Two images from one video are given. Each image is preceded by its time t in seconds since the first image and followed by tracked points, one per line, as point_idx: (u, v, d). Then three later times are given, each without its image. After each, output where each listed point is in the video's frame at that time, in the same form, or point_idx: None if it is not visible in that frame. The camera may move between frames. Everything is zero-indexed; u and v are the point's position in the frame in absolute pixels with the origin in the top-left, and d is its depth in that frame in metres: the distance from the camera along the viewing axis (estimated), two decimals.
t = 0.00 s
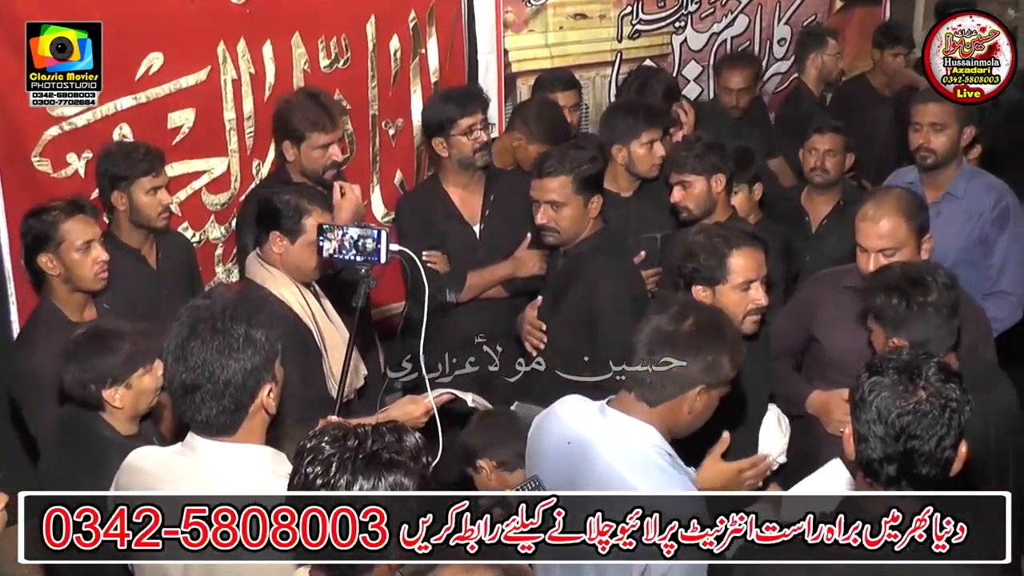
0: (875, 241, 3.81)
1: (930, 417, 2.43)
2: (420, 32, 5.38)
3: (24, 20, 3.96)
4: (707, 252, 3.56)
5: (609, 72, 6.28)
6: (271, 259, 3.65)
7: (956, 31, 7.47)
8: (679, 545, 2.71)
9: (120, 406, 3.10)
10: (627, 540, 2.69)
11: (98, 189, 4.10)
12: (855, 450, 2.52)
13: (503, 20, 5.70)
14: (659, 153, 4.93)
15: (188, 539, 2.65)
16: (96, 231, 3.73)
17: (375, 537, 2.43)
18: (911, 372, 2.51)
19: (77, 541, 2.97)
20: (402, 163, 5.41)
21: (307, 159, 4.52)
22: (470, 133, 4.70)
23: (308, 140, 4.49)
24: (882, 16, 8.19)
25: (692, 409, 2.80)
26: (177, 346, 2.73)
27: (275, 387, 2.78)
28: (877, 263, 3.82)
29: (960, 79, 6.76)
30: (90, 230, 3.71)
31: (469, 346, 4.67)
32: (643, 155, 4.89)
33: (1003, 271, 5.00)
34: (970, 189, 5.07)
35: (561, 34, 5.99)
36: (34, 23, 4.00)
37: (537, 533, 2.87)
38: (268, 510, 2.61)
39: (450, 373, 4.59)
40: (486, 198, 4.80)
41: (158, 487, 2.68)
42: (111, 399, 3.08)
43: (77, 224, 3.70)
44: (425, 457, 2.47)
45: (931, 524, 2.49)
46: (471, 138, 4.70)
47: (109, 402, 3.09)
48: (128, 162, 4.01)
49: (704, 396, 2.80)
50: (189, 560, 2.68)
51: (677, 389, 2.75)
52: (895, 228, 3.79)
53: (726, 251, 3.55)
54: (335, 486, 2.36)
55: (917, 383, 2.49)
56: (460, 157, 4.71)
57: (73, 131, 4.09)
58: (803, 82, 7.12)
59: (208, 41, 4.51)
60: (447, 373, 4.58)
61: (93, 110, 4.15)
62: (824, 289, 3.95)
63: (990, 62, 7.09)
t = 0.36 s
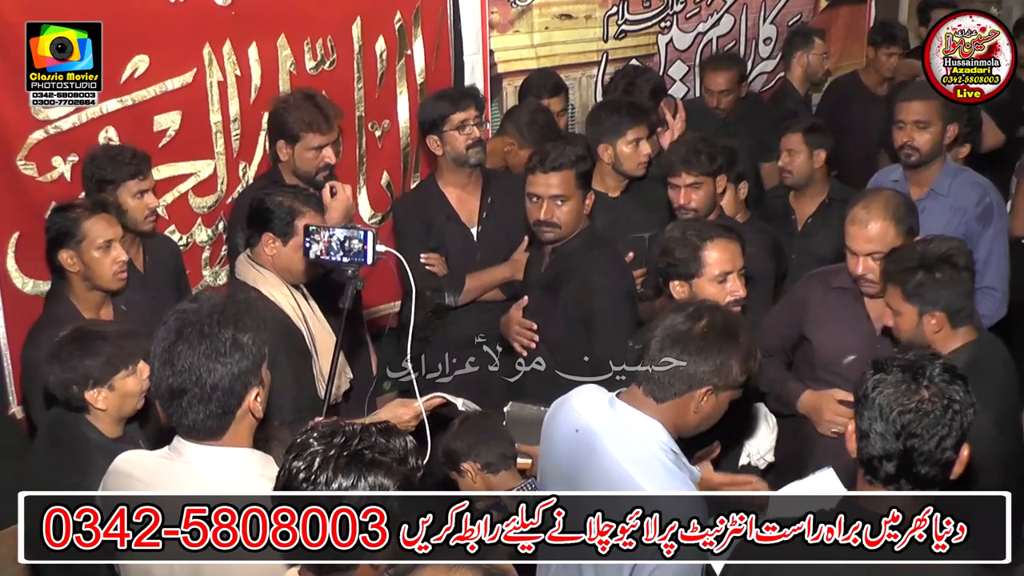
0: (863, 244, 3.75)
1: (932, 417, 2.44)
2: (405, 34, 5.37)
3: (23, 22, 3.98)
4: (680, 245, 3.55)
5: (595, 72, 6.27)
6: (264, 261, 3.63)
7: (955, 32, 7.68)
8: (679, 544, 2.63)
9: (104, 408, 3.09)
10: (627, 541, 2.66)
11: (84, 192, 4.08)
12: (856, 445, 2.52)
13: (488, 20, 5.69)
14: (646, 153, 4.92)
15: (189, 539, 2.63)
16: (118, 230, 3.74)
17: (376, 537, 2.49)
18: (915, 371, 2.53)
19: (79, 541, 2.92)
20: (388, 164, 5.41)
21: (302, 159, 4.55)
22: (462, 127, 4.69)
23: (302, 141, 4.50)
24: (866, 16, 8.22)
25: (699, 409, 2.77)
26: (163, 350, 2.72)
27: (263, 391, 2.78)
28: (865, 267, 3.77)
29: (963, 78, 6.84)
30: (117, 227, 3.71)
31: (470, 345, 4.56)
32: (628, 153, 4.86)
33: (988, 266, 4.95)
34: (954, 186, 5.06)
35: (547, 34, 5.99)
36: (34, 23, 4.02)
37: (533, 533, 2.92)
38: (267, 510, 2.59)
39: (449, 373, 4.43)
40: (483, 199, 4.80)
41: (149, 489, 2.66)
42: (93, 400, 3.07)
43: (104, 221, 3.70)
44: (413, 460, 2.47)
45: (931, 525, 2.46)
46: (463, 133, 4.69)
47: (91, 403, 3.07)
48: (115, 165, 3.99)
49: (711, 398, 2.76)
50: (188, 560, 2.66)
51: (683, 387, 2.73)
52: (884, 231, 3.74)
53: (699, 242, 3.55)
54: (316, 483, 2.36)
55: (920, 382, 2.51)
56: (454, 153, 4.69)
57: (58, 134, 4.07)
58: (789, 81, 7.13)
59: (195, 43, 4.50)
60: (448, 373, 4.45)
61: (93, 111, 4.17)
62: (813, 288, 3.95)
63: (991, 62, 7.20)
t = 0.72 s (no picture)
0: (846, 241, 3.74)
1: (908, 410, 2.45)
2: (395, 35, 5.38)
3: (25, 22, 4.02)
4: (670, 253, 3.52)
5: (584, 73, 6.28)
6: (259, 263, 3.62)
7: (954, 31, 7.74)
8: (679, 545, 2.77)
9: (90, 411, 3.09)
10: (628, 540, 2.69)
11: (73, 195, 4.08)
12: (836, 436, 2.53)
13: (477, 21, 5.69)
14: (635, 153, 4.93)
15: (189, 539, 2.62)
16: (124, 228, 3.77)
17: (375, 537, 2.58)
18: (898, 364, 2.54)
19: (79, 541, 2.86)
20: (378, 166, 5.42)
21: (298, 160, 4.55)
22: (459, 143, 4.72)
23: (298, 142, 4.51)
24: (855, 15, 8.24)
25: (665, 385, 2.74)
26: (154, 353, 2.72)
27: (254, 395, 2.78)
28: (849, 264, 3.76)
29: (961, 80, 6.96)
30: (117, 226, 3.74)
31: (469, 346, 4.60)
32: (618, 154, 4.88)
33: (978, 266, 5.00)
34: (943, 186, 5.09)
35: (536, 35, 5.98)
36: (34, 23, 4.05)
37: (532, 533, 2.97)
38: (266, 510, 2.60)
39: (450, 373, 4.58)
40: (473, 201, 4.80)
41: (146, 489, 2.66)
42: (79, 403, 3.07)
43: (105, 219, 3.72)
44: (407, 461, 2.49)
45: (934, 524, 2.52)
46: (460, 148, 4.72)
47: (77, 406, 3.07)
48: (106, 169, 4.00)
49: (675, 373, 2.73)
50: (185, 560, 2.64)
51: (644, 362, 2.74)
52: (863, 229, 3.72)
53: (689, 249, 3.52)
54: (311, 482, 2.37)
55: (900, 376, 2.52)
56: (447, 163, 4.73)
57: (48, 138, 4.08)
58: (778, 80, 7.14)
59: (185, 46, 4.50)
60: (447, 373, 4.58)
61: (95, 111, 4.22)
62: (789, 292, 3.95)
63: (991, 62, 7.16)
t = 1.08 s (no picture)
0: (815, 233, 3.83)
1: (846, 407, 2.58)
2: (383, 37, 5.37)
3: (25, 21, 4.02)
4: (666, 254, 3.50)
5: (573, 74, 6.27)
6: (251, 267, 3.61)
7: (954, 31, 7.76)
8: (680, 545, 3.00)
9: (78, 411, 3.06)
10: (628, 540, 2.91)
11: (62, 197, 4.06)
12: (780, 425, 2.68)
13: (466, 23, 5.68)
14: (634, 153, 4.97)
15: (189, 539, 2.62)
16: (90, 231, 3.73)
17: (375, 537, 2.72)
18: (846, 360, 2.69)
19: (77, 543, 2.82)
20: (367, 168, 5.40)
21: (294, 162, 4.54)
22: (434, 138, 4.69)
23: (295, 144, 4.49)
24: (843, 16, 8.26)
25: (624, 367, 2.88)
26: (139, 357, 2.70)
27: (237, 406, 2.72)
28: (817, 254, 3.86)
29: (963, 79, 7.19)
30: (79, 232, 3.70)
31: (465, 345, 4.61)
32: (624, 154, 4.90)
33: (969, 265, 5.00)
34: (933, 186, 5.08)
35: (525, 36, 5.97)
36: (34, 23, 4.06)
37: (532, 532, 2.93)
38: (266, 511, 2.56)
39: (451, 373, 4.63)
40: (459, 203, 4.79)
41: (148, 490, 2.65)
42: (68, 404, 3.04)
43: (66, 228, 3.68)
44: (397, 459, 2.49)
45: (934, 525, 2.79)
46: (434, 143, 4.69)
47: (64, 407, 3.04)
48: (95, 171, 3.98)
49: (635, 355, 2.87)
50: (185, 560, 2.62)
51: (597, 348, 2.87)
52: (827, 221, 3.82)
53: (684, 253, 3.49)
54: (304, 484, 2.37)
55: (844, 372, 2.66)
56: (425, 161, 4.71)
57: (36, 140, 4.06)
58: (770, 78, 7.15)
59: (173, 48, 4.48)
60: (447, 373, 4.63)
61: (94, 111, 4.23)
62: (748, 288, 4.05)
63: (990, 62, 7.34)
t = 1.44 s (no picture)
0: (783, 229, 3.84)
1: (777, 405, 2.56)
2: (370, 39, 5.37)
3: (25, 22, 4.05)
4: (654, 253, 3.51)
5: (560, 75, 6.27)
6: (236, 271, 3.60)
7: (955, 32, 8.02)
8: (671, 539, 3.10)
9: (63, 414, 3.05)
10: (628, 541, 3.05)
11: (48, 201, 4.05)
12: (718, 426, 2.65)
13: (453, 25, 5.68)
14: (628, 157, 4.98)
15: (189, 539, 2.62)
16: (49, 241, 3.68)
17: (375, 537, 2.92)
18: (778, 358, 2.65)
19: (79, 542, 2.79)
20: (355, 170, 5.40)
21: (285, 164, 4.54)
22: (408, 139, 4.68)
23: (286, 145, 4.49)
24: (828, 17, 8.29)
25: (591, 350, 3.00)
26: (123, 360, 2.69)
27: (217, 416, 2.67)
28: (786, 250, 3.87)
29: (964, 79, 7.42)
30: (41, 242, 3.65)
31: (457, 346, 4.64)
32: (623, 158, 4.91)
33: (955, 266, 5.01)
34: (920, 187, 5.10)
35: (512, 37, 5.97)
36: (34, 23, 4.09)
37: (532, 533, 2.95)
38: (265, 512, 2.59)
39: (450, 373, 4.68)
40: (440, 205, 4.79)
41: (147, 489, 2.64)
42: (51, 407, 3.03)
43: (27, 240, 3.62)
44: (387, 460, 2.51)
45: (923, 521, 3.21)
46: (409, 145, 4.68)
47: (49, 411, 3.03)
48: (80, 172, 3.96)
49: (603, 338, 2.99)
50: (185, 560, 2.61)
51: (565, 340, 3.01)
52: (792, 217, 3.84)
53: (674, 254, 3.50)
54: (298, 489, 2.40)
55: (779, 369, 2.62)
56: (403, 163, 4.71)
57: (23, 143, 4.05)
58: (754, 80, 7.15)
59: (160, 50, 4.47)
60: (447, 373, 4.68)
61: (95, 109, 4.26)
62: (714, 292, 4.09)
63: (991, 62, 7.56)
